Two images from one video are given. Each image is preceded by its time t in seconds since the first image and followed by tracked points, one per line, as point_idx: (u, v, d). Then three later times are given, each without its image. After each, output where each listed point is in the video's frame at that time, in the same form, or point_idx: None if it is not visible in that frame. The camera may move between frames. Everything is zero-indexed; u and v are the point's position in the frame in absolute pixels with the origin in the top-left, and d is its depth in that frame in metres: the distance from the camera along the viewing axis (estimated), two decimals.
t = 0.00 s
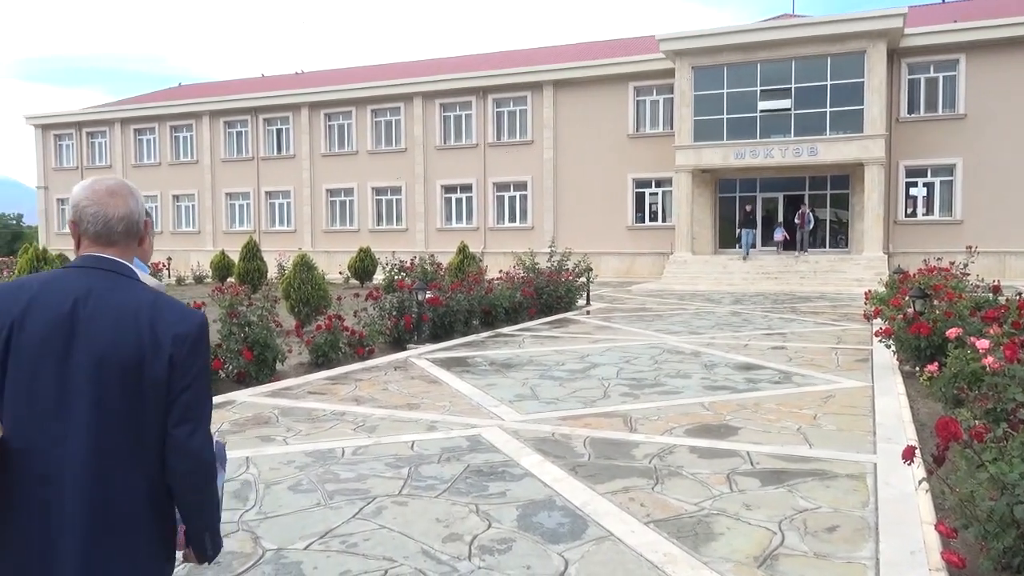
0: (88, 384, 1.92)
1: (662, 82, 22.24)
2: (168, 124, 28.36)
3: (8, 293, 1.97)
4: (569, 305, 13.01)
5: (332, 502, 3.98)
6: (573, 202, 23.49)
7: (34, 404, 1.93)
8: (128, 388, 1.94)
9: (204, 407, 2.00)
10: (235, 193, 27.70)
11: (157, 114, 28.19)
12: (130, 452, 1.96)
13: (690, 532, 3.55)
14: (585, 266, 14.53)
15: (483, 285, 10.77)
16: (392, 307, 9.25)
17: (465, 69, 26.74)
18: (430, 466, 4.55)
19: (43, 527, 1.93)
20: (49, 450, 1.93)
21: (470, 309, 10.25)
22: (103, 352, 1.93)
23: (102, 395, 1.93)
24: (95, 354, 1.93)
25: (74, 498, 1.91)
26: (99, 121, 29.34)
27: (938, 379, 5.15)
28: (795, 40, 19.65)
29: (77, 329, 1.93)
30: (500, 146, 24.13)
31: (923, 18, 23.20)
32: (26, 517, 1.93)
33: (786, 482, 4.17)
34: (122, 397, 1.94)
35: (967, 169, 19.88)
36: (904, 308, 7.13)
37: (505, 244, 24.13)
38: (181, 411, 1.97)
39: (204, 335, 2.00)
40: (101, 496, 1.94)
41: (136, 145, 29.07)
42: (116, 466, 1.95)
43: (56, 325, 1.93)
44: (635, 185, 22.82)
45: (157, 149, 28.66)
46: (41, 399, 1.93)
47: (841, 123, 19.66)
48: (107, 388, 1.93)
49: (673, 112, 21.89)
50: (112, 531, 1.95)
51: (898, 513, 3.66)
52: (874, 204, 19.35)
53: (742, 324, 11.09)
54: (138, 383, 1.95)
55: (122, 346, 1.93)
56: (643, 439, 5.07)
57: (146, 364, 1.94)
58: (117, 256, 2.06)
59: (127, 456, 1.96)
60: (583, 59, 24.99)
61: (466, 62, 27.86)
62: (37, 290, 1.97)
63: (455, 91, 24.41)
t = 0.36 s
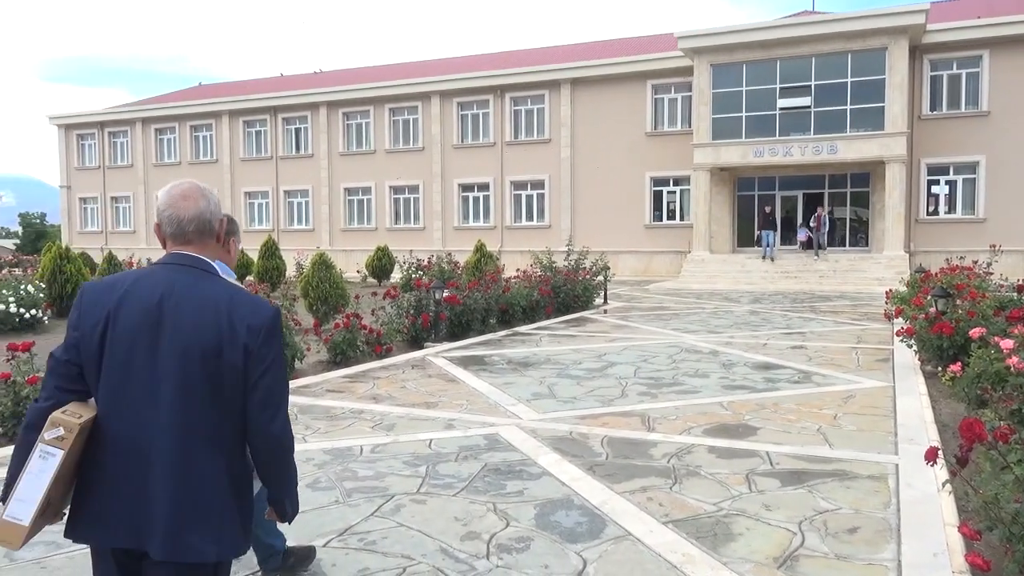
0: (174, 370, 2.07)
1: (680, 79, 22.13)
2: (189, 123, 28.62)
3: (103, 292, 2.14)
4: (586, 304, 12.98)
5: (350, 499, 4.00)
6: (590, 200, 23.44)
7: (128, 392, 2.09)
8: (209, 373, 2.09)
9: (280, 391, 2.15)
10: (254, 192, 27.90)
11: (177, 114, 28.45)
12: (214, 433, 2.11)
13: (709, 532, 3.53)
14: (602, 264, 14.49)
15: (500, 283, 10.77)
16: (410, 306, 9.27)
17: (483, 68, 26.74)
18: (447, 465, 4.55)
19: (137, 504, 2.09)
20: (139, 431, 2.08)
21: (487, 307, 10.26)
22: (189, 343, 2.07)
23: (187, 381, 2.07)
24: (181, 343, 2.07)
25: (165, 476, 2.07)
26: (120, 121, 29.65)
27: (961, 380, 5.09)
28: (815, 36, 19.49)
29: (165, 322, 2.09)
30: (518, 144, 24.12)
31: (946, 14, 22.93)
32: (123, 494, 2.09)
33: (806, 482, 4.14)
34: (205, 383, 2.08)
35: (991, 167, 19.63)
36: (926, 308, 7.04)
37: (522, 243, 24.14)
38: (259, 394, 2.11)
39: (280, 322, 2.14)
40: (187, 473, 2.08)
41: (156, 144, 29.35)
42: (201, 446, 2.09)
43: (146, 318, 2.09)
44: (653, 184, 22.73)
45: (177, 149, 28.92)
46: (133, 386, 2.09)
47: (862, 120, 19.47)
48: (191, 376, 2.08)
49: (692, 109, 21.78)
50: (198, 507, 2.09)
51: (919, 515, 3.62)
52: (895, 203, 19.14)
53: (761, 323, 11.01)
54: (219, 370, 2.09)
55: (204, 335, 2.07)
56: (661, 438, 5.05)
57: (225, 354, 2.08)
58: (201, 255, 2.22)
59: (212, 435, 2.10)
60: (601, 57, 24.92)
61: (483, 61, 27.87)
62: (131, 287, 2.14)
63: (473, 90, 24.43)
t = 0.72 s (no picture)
0: (218, 362, 2.10)
1: (696, 75, 21.99)
2: (203, 121, 28.78)
3: (164, 291, 2.23)
4: (601, 302, 12.93)
5: (365, 498, 3.99)
6: (604, 198, 23.36)
7: (180, 383, 2.15)
8: (250, 364, 2.10)
9: (315, 384, 2.13)
10: (269, 190, 28.03)
11: (192, 112, 28.62)
12: (250, 424, 2.11)
13: (726, 533, 3.48)
14: (617, 262, 14.43)
15: (514, 281, 10.75)
16: (424, 303, 9.26)
17: (496, 65, 26.70)
18: (461, 463, 4.53)
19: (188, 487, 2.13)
20: (189, 422, 2.13)
21: (502, 305, 10.24)
22: (232, 335, 2.10)
23: (228, 374, 2.10)
24: (225, 336, 2.11)
25: (208, 465, 2.10)
26: (136, 119, 29.86)
27: (984, 380, 5.01)
28: (833, 31, 19.31)
29: (212, 318, 2.14)
30: (532, 141, 24.08)
31: (967, 8, 22.66)
32: (173, 483, 2.14)
33: (824, 483, 4.09)
34: (245, 376, 2.10)
35: (1013, 163, 19.40)
36: (947, 307, 6.96)
37: (537, 240, 24.10)
38: (294, 385, 2.10)
39: (314, 316, 2.13)
40: (227, 460, 2.09)
41: (172, 142, 29.53)
42: (239, 433, 2.10)
43: (196, 314, 2.15)
44: (668, 181, 22.61)
45: (192, 146, 29.09)
46: (184, 376, 2.14)
47: (880, 116, 19.28)
48: (233, 366, 2.10)
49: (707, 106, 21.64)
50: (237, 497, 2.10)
51: (941, 516, 3.56)
52: (915, 200, 18.95)
53: (777, 321, 10.92)
54: (257, 361, 2.10)
55: (244, 328, 2.10)
56: (677, 438, 5.00)
57: (263, 346, 2.09)
58: (250, 259, 2.28)
59: (250, 428, 2.11)
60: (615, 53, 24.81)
61: (497, 58, 27.84)
62: (187, 286, 2.22)
63: (486, 87, 24.40)
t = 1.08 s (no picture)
0: (260, 340, 2.39)
1: (712, 73, 21.88)
2: (219, 120, 28.94)
3: (219, 277, 2.55)
4: (615, 300, 12.89)
5: (380, 495, 4.00)
6: (618, 196, 23.33)
7: (232, 357, 2.46)
8: (288, 339, 2.38)
9: (346, 354, 2.38)
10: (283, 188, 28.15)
11: (208, 110, 28.79)
12: (290, 391, 2.39)
13: (742, 533, 3.47)
14: (631, 260, 14.39)
15: (528, 279, 10.75)
16: (438, 301, 9.27)
17: (511, 63, 26.69)
18: (476, 461, 4.54)
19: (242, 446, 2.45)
20: (239, 393, 2.44)
21: (516, 303, 10.23)
22: (272, 315, 2.39)
23: (269, 350, 2.38)
24: (267, 316, 2.40)
25: (255, 428, 2.40)
26: (153, 118, 30.08)
27: (1004, 380, 4.95)
28: (850, 28, 19.14)
29: (256, 301, 2.43)
30: (545, 139, 24.05)
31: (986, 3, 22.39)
32: (230, 442, 2.46)
33: (841, 483, 4.06)
34: (284, 350, 2.38)
35: None
36: (966, 306, 6.87)
37: (550, 238, 24.07)
38: (326, 358, 2.36)
39: (342, 297, 2.37)
40: (272, 423, 2.39)
41: (188, 140, 29.72)
42: (281, 399, 2.39)
43: (244, 298, 2.45)
44: (683, 179, 22.53)
45: (208, 145, 29.26)
46: (235, 350, 2.45)
47: (898, 113, 19.11)
48: (273, 341, 2.38)
49: (722, 103, 21.53)
50: (281, 456, 2.40)
51: (960, 517, 3.52)
52: (932, 197, 18.78)
53: (793, 320, 10.85)
54: (295, 336, 2.37)
55: (283, 309, 2.38)
56: (693, 437, 4.98)
57: (299, 323, 2.37)
58: (294, 245, 2.57)
59: (288, 397, 2.39)
60: (630, 51, 24.73)
61: (511, 56, 27.82)
62: (235, 273, 2.51)
63: (501, 85, 24.38)
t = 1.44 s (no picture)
0: (330, 341, 2.42)
1: (729, 68, 21.75)
2: (237, 119, 29.13)
3: (300, 282, 2.60)
4: (632, 298, 12.86)
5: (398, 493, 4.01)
6: (634, 194, 23.25)
7: (306, 355, 2.50)
8: (355, 340, 2.38)
9: (409, 358, 2.34)
10: (301, 187, 28.29)
11: (226, 110, 28.98)
12: (353, 390, 2.38)
13: (761, 532, 3.44)
14: (648, 257, 14.33)
15: (545, 277, 10.74)
16: (455, 299, 9.28)
17: (526, 60, 26.66)
18: (493, 459, 4.54)
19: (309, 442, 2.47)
20: (311, 391, 2.47)
21: (532, 301, 10.23)
22: (341, 316, 2.41)
23: (338, 349, 2.40)
24: (337, 317, 2.42)
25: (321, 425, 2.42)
26: (171, 118, 30.34)
27: None
28: (869, 22, 18.95)
29: (329, 305, 2.45)
30: (561, 136, 24.01)
31: None
32: (299, 437, 2.49)
33: (862, 482, 4.02)
34: (350, 350, 2.39)
35: None
36: (988, 302, 6.78)
37: (567, 236, 24.03)
38: (387, 360, 2.33)
39: (407, 303, 2.34)
40: (336, 420, 2.40)
41: (206, 140, 29.95)
42: (345, 398, 2.39)
43: (320, 302, 2.48)
44: (700, 175, 22.41)
45: (226, 144, 29.46)
46: (309, 350, 2.49)
47: (919, 108, 18.90)
48: (342, 342, 2.40)
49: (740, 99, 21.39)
50: (344, 454, 2.39)
51: (984, 517, 3.48)
52: (954, 193, 18.56)
53: (812, 317, 10.76)
54: (361, 338, 2.37)
55: (351, 310, 2.39)
56: (711, 435, 4.95)
57: (365, 325, 2.37)
58: (370, 254, 2.54)
59: (352, 396, 2.39)
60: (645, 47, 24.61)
61: (527, 53, 27.79)
62: (315, 277, 2.56)
63: (517, 82, 24.36)
